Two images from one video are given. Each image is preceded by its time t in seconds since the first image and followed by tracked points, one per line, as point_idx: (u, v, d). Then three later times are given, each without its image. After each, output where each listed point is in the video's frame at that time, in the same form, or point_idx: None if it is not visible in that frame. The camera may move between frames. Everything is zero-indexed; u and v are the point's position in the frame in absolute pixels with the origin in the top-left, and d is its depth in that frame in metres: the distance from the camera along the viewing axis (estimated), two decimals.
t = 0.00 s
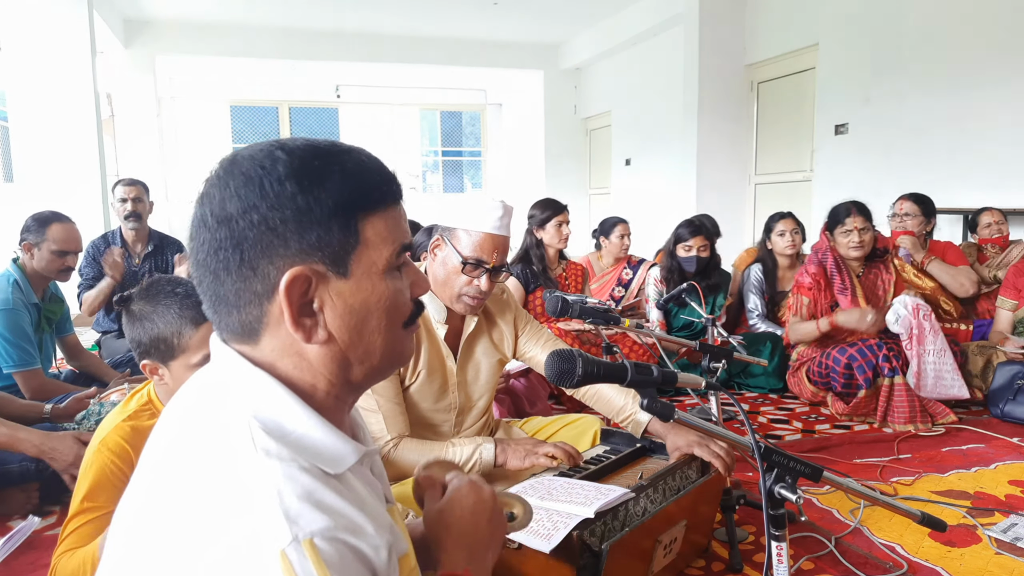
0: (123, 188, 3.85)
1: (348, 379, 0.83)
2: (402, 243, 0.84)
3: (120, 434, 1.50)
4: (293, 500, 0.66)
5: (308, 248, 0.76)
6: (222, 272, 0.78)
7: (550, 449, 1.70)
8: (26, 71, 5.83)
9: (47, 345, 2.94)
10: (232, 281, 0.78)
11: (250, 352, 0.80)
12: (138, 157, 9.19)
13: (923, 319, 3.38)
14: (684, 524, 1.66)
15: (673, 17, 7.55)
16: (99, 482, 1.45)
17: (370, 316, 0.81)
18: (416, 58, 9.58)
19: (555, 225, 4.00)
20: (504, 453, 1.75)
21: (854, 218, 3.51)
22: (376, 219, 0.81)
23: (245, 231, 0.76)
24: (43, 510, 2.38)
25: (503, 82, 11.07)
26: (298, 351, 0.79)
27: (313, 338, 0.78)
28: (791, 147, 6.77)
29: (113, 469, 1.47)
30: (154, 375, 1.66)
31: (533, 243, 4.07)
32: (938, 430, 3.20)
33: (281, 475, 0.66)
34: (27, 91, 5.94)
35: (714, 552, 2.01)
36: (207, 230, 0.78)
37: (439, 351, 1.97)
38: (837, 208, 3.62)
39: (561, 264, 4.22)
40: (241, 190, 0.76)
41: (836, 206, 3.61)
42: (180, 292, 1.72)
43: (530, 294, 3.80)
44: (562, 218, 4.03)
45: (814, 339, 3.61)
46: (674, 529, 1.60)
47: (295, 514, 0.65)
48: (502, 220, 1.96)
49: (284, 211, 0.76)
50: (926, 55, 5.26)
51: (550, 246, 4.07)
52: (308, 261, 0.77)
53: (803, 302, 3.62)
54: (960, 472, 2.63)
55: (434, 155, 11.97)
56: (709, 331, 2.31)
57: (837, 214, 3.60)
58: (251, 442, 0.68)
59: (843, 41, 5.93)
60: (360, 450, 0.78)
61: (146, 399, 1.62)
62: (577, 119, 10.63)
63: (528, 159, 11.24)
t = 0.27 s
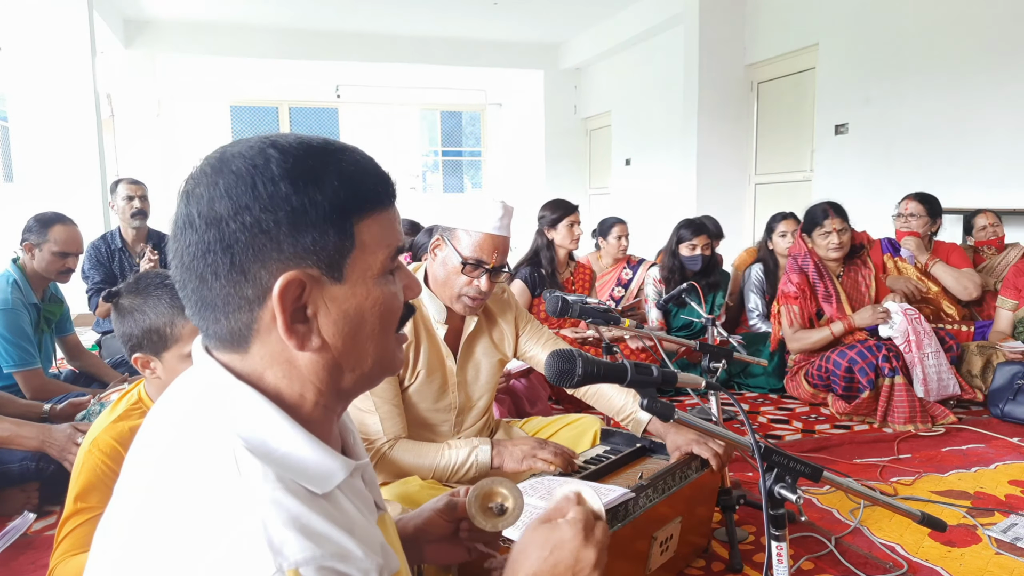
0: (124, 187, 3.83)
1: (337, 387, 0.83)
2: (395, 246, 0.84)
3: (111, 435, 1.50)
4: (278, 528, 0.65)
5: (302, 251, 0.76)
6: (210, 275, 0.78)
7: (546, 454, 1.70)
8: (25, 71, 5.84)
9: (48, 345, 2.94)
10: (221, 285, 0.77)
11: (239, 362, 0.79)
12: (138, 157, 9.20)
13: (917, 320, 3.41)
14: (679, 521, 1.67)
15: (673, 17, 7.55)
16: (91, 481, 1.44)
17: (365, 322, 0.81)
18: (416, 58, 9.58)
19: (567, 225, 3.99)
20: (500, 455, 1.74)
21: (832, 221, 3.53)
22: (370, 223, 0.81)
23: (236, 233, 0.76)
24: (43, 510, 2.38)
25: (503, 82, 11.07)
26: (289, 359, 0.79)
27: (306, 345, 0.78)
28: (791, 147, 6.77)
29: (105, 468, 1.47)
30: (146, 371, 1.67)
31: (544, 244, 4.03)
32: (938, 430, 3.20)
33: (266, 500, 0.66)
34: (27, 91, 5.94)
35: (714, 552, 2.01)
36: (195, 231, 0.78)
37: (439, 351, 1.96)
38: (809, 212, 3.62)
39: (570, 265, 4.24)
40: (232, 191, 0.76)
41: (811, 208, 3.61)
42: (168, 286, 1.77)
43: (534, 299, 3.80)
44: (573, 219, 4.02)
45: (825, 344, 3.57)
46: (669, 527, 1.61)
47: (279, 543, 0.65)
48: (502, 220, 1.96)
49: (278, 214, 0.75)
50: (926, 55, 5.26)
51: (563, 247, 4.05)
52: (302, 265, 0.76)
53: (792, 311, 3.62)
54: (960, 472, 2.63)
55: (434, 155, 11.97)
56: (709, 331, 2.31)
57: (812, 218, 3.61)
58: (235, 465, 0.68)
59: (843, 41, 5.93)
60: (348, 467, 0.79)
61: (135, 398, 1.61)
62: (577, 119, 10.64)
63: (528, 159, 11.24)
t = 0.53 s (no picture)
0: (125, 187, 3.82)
1: (334, 379, 0.83)
2: (389, 238, 0.84)
3: (113, 433, 1.50)
4: (273, 513, 0.66)
5: (293, 242, 0.76)
6: (204, 269, 0.79)
7: (540, 454, 1.69)
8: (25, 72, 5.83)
9: (47, 345, 2.93)
10: (215, 279, 0.78)
11: (235, 354, 0.79)
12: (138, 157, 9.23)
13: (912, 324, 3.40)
14: (683, 525, 1.67)
15: (673, 17, 7.55)
16: (91, 482, 1.45)
17: (359, 313, 0.81)
18: (416, 58, 9.58)
19: (579, 228, 3.96)
20: (496, 456, 1.73)
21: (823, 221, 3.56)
22: (363, 215, 0.81)
23: (228, 226, 0.76)
24: (43, 510, 2.38)
25: (503, 82, 11.07)
26: (284, 351, 0.79)
27: (299, 336, 0.78)
28: (791, 147, 6.77)
29: (105, 468, 1.47)
30: (153, 368, 1.66)
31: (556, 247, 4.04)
32: (939, 430, 3.20)
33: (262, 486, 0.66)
34: (27, 91, 5.93)
35: (714, 552, 2.01)
36: (188, 226, 0.79)
37: (439, 350, 1.97)
38: (801, 213, 3.64)
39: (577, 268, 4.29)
40: (223, 184, 0.76)
41: (801, 208, 3.63)
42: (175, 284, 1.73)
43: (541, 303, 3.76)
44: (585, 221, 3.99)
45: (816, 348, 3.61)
46: (673, 529, 1.60)
47: (274, 527, 0.65)
48: (503, 220, 1.95)
49: (268, 206, 0.76)
50: (926, 55, 5.25)
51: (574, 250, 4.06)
52: (293, 257, 0.77)
53: (785, 313, 3.63)
54: (960, 472, 2.63)
55: (434, 155, 11.97)
56: (709, 331, 2.30)
57: (804, 219, 3.63)
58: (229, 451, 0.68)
59: (843, 41, 5.93)
60: (344, 456, 0.78)
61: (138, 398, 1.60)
62: (577, 119, 10.64)
63: (528, 159, 11.24)
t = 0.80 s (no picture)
0: (125, 186, 3.81)
1: (330, 371, 0.83)
2: (383, 233, 0.84)
3: (129, 429, 1.44)
4: (287, 492, 0.68)
5: (286, 236, 0.77)
6: (202, 263, 0.80)
7: (539, 455, 1.68)
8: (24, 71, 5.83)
9: (47, 344, 2.93)
10: (212, 273, 0.79)
11: (233, 345, 0.80)
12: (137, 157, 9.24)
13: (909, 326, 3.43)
14: (679, 521, 1.67)
15: (673, 17, 7.54)
16: (106, 476, 1.39)
17: (350, 306, 0.80)
18: (416, 58, 9.58)
19: (590, 231, 3.95)
20: (495, 454, 1.73)
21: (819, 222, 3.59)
22: (355, 210, 0.81)
23: (223, 221, 0.78)
24: (43, 510, 2.38)
25: (503, 82, 11.07)
26: (279, 342, 0.79)
27: (291, 327, 0.78)
28: (791, 147, 6.77)
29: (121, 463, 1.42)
30: (174, 366, 1.62)
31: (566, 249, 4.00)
32: (938, 430, 3.20)
33: (275, 467, 0.69)
34: (27, 91, 5.92)
35: (714, 552, 2.01)
36: (188, 222, 0.81)
37: (439, 350, 1.97)
38: (798, 213, 3.68)
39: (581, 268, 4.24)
40: (219, 181, 0.78)
41: (800, 208, 3.67)
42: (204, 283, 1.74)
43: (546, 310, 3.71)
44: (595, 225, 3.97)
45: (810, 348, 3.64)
46: (667, 526, 1.61)
47: (286, 504, 0.68)
48: (503, 220, 1.95)
49: (261, 201, 0.77)
50: (926, 55, 5.25)
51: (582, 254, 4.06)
52: (285, 250, 0.77)
53: (779, 313, 3.66)
54: (960, 472, 2.63)
55: (434, 155, 11.96)
56: (709, 331, 2.30)
57: (800, 219, 3.66)
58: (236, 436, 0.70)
59: (843, 41, 5.93)
60: (349, 443, 0.80)
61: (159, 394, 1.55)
62: (577, 119, 10.64)
63: (528, 159, 11.23)
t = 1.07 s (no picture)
0: (126, 187, 3.81)
1: (327, 371, 0.82)
2: (382, 234, 0.83)
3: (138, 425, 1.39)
4: (278, 489, 0.68)
5: (283, 236, 0.77)
6: (201, 263, 0.81)
7: (538, 455, 1.68)
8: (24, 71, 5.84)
9: (47, 344, 2.93)
10: (212, 273, 0.80)
11: (231, 344, 0.80)
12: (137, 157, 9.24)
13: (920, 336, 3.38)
14: (685, 525, 1.66)
15: (673, 16, 7.54)
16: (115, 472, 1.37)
17: (347, 307, 0.80)
18: (416, 58, 9.57)
19: (597, 236, 3.94)
20: (493, 453, 1.74)
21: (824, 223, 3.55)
22: (353, 211, 0.81)
23: (222, 221, 0.78)
24: (43, 510, 2.38)
25: (503, 82, 11.07)
26: (276, 341, 0.79)
27: (288, 327, 0.79)
28: (791, 147, 6.77)
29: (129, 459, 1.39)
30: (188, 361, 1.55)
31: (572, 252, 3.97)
32: (939, 430, 3.20)
33: (266, 462, 0.69)
34: (26, 91, 5.92)
35: (714, 552, 2.01)
36: (188, 223, 0.82)
37: (439, 351, 1.96)
38: (803, 213, 3.63)
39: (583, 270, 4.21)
40: (218, 183, 0.79)
41: (807, 209, 3.60)
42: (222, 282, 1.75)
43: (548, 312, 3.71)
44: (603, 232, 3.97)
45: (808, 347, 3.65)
46: (675, 530, 1.60)
47: (276, 499, 0.67)
48: (504, 221, 1.95)
49: (260, 201, 0.78)
50: (926, 55, 5.25)
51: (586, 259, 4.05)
52: (282, 250, 0.77)
53: (780, 311, 3.67)
54: (960, 472, 2.63)
55: (434, 155, 11.98)
56: (709, 331, 2.30)
57: (806, 219, 3.61)
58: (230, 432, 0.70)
59: (843, 41, 5.93)
60: (342, 439, 0.79)
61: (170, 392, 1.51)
62: (577, 119, 10.65)
63: (528, 159, 11.24)
